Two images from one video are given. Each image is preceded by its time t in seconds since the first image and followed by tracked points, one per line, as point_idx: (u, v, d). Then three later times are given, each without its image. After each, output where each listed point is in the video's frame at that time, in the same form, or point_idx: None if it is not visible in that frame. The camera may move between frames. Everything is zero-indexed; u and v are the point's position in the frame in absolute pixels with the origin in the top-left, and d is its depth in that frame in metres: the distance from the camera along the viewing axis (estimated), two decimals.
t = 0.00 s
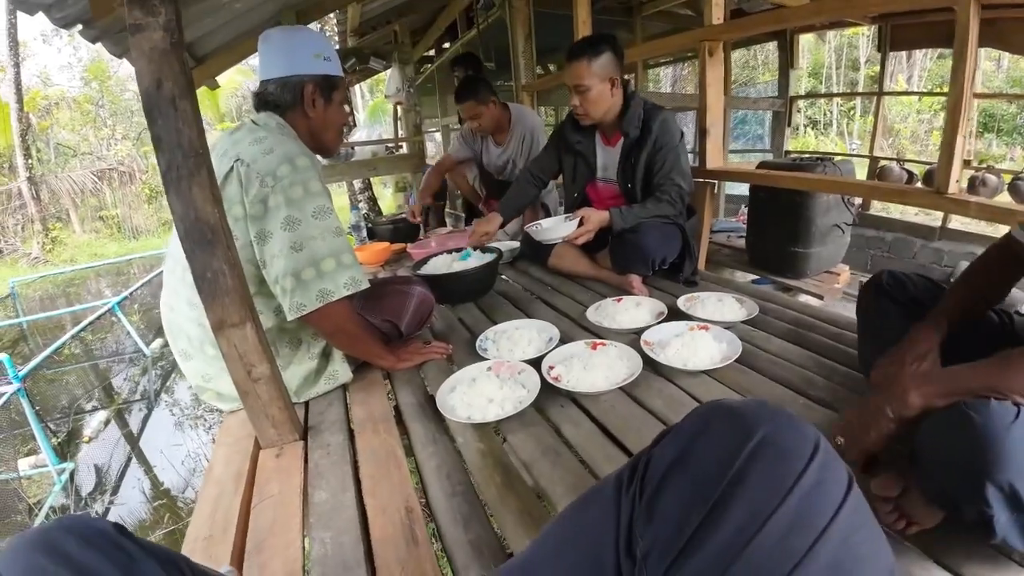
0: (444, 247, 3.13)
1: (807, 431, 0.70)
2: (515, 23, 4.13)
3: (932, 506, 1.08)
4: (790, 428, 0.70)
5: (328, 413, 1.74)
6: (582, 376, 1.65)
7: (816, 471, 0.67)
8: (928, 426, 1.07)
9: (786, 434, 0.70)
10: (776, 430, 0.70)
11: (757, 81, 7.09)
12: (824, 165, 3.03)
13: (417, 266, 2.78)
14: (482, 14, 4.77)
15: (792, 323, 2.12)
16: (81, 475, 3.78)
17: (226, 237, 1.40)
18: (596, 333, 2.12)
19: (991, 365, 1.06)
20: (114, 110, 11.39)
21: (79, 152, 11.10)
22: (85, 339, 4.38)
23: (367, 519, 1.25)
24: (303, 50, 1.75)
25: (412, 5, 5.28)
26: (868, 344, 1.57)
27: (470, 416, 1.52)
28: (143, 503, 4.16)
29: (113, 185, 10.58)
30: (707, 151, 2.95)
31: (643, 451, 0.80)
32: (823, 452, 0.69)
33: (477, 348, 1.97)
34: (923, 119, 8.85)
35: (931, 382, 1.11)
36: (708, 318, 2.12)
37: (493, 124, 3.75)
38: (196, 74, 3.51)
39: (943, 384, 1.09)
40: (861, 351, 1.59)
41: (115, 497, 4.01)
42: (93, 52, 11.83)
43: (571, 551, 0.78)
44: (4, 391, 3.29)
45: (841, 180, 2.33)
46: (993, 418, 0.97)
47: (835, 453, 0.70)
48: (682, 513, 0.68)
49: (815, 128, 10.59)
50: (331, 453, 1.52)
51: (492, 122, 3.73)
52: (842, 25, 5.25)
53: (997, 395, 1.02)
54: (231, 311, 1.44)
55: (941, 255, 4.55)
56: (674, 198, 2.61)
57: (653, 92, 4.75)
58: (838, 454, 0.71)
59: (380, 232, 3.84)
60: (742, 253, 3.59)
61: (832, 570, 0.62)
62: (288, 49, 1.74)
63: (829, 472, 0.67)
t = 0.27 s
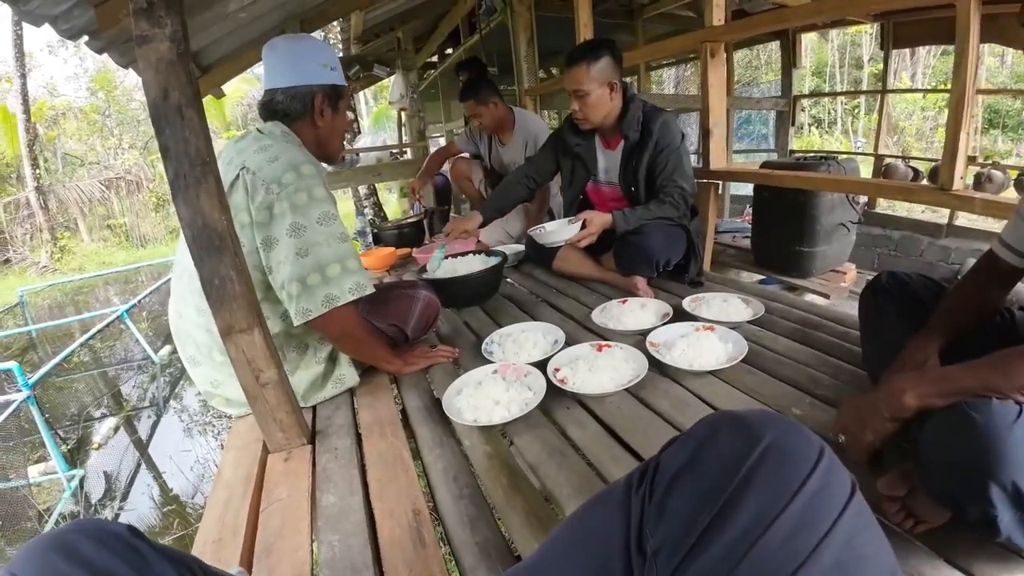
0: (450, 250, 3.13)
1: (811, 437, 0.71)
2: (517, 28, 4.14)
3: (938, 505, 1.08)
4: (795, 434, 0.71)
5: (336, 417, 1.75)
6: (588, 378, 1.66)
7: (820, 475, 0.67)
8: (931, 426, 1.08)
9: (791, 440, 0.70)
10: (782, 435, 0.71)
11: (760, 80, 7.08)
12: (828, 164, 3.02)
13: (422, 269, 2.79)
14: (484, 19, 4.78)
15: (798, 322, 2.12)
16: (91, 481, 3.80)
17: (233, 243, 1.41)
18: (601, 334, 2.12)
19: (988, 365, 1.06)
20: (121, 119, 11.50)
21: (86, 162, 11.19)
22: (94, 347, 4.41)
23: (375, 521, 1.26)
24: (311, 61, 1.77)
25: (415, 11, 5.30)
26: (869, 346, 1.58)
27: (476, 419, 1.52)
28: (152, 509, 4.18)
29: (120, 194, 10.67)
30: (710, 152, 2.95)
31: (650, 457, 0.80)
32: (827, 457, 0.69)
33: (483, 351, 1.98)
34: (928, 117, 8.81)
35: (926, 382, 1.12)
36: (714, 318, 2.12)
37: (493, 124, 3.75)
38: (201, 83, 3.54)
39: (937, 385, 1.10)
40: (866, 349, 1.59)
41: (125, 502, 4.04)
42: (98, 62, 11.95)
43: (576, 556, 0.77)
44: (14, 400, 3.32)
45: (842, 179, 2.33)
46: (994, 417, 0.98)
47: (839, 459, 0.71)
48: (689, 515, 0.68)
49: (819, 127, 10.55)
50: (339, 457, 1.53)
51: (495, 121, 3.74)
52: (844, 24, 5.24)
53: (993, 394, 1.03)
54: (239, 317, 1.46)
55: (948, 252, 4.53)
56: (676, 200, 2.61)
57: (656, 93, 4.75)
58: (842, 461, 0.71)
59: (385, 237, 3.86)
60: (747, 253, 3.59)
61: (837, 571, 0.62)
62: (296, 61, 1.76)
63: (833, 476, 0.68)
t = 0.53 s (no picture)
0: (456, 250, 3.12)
1: (819, 434, 0.70)
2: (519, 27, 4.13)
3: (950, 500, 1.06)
4: (803, 431, 0.70)
5: (343, 417, 1.75)
6: (594, 375, 1.64)
7: (828, 471, 0.66)
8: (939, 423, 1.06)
9: (799, 436, 0.69)
10: (789, 432, 0.69)
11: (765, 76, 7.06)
12: (835, 158, 3.00)
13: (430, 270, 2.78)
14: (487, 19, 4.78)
15: (807, 318, 2.10)
16: (101, 484, 3.83)
17: (238, 244, 1.41)
18: (608, 332, 2.11)
19: (986, 360, 1.03)
20: (128, 125, 11.59)
21: (93, 168, 11.28)
22: (104, 351, 4.45)
23: (382, 521, 1.26)
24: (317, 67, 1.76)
25: (418, 12, 5.31)
26: (876, 339, 1.56)
27: (482, 417, 1.52)
28: (162, 510, 4.21)
29: (128, 200, 10.76)
30: (715, 148, 2.93)
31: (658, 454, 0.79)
32: (835, 454, 0.68)
33: (489, 351, 1.97)
34: (935, 110, 8.73)
35: (926, 380, 1.11)
36: (721, 315, 2.10)
37: (498, 121, 3.75)
38: (206, 87, 3.56)
39: (935, 383, 1.09)
40: (873, 343, 1.57)
41: (135, 505, 4.07)
42: (105, 69, 12.05)
43: (582, 553, 0.77)
44: (25, 404, 3.34)
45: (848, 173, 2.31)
46: (1004, 411, 0.96)
47: (847, 456, 0.69)
48: (696, 511, 0.67)
49: (825, 122, 10.48)
50: (346, 457, 1.53)
51: (496, 122, 3.75)
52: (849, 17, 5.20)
53: (998, 388, 1.00)
54: (245, 318, 1.46)
55: (957, 246, 4.49)
56: (681, 197, 2.60)
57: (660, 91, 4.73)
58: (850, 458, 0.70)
59: (391, 238, 3.87)
60: (754, 249, 3.57)
61: (845, 566, 0.62)
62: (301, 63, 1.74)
63: (841, 472, 0.67)
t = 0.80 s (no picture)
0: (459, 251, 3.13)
1: (815, 437, 0.70)
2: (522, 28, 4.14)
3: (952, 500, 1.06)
4: (800, 434, 0.70)
5: (347, 419, 1.76)
6: (596, 376, 1.65)
7: (823, 473, 0.66)
8: (941, 425, 1.06)
9: (795, 439, 0.69)
10: (786, 435, 0.70)
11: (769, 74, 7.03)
12: (838, 156, 2.99)
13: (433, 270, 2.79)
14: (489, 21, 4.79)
15: (810, 317, 2.09)
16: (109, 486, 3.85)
17: (242, 248, 1.43)
18: (610, 333, 2.12)
19: (986, 359, 1.02)
20: (134, 129, 11.69)
21: (100, 172, 11.37)
22: (112, 354, 4.49)
23: (385, 522, 1.27)
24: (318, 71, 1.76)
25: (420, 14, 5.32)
26: (876, 336, 1.56)
27: (485, 419, 1.52)
28: (170, 511, 4.25)
29: (135, 204, 10.84)
30: (718, 147, 2.93)
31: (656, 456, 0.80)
32: (831, 457, 0.68)
33: (492, 352, 1.98)
34: (941, 106, 8.67)
35: (923, 381, 1.11)
36: (724, 314, 2.10)
37: (499, 122, 3.76)
38: (210, 92, 3.59)
39: (934, 384, 1.09)
40: (875, 342, 1.57)
41: (143, 506, 4.10)
42: (110, 74, 12.15)
43: (580, 553, 0.77)
44: (33, 407, 3.38)
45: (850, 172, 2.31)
46: (1003, 411, 0.97)
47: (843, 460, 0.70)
48: (692, 511, 0.68)
49: (831, 119, 10.42)
50: (349, 458, 1.54)
51: (496, 122, 3.77)
52: (853, 14, 5.18)
53: (998, 388, 1.00)
54: (249, 321, 1.47)
55: (964, 243, 4.46)
56: (686, 196, 2.60)
57: (662, 91, 4.73)
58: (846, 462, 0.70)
59: (395, 240, 3.89)
60: (758, 248, 3.56)
61: (839, 567, 0.62)
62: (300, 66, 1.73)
63: (836, 475, 0.67)
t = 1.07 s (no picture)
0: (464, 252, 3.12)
1: (821, 441, 0.70)
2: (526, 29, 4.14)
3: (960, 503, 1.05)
4: (806, 438, 0.69)
5: (351, 419, 1.76)
6: (601, 377, 1.65)
7: (830, 477, 0.66)
8: (947, 427, 1.05)
9: (801, 443, 0.69)
10: (792, 439, 0.69)
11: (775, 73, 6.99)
12: (844, 155, 2.97)
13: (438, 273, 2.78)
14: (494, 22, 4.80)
15: (816, 318, 2.08)
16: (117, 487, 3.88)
17: (247, 249, 1.43)
18: (615, 333, 2.11)
19: (993, 360, 1.02)
20: (140, 132, 11.75)
21: (107, 174, 11.44)
22: (119, 355, 4.52)
23: (389, 522, 1.27)
24: (321, 70, 1.75)
25: (425, 16, 5.33)
26: (883, 334, 1.56)
27: (489, 420, 1.52)
28: (177, 511, 4.26)
29: (142, 206, 10.92)
30: (723, 147, 2.92)
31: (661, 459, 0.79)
32: (837, 461, 0.68)
33: (496, 353, 1.98)
34: (947, 106, 8.62)
35: (931, 382, 1.11)
36: (729, 316, 2.09)
37: (503, 122, 3.76)
38: (216, 94, 3.60)
39: (941, 385, 1.08)
40: (881, 342, 1.56)
41: (150, 506, 4.12)
42: (117, 76, 12.23)
43: (584, 556, 0.77)
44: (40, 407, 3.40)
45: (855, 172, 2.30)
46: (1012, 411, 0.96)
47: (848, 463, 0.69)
48: (697, 514, 0.67)
49: (837, 119, 10.38)
50: (354, 458, 1.54)
51: (501, 123, 3.76)
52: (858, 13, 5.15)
53: (1005, 389, 0.99)
54: (254, 322, 1.48)
55: (971, 243, 4.43)
56: (695, 198, 2.59)
57: (667, 91, 4.72)
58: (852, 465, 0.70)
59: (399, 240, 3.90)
60: (764, 248, 3.54)
61: (844, 571, 0.62)
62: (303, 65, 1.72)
63: (842, 479, 0.66)
